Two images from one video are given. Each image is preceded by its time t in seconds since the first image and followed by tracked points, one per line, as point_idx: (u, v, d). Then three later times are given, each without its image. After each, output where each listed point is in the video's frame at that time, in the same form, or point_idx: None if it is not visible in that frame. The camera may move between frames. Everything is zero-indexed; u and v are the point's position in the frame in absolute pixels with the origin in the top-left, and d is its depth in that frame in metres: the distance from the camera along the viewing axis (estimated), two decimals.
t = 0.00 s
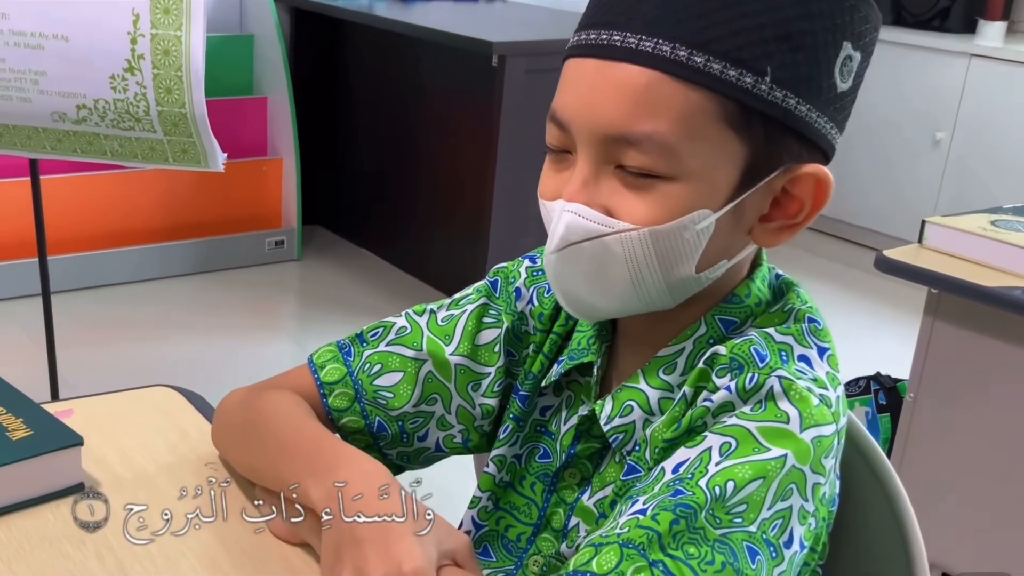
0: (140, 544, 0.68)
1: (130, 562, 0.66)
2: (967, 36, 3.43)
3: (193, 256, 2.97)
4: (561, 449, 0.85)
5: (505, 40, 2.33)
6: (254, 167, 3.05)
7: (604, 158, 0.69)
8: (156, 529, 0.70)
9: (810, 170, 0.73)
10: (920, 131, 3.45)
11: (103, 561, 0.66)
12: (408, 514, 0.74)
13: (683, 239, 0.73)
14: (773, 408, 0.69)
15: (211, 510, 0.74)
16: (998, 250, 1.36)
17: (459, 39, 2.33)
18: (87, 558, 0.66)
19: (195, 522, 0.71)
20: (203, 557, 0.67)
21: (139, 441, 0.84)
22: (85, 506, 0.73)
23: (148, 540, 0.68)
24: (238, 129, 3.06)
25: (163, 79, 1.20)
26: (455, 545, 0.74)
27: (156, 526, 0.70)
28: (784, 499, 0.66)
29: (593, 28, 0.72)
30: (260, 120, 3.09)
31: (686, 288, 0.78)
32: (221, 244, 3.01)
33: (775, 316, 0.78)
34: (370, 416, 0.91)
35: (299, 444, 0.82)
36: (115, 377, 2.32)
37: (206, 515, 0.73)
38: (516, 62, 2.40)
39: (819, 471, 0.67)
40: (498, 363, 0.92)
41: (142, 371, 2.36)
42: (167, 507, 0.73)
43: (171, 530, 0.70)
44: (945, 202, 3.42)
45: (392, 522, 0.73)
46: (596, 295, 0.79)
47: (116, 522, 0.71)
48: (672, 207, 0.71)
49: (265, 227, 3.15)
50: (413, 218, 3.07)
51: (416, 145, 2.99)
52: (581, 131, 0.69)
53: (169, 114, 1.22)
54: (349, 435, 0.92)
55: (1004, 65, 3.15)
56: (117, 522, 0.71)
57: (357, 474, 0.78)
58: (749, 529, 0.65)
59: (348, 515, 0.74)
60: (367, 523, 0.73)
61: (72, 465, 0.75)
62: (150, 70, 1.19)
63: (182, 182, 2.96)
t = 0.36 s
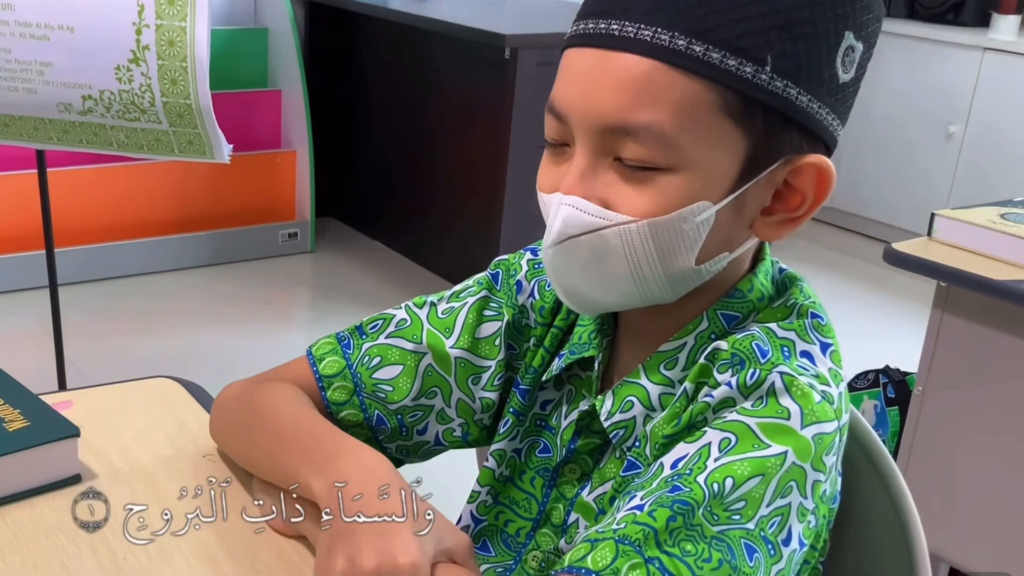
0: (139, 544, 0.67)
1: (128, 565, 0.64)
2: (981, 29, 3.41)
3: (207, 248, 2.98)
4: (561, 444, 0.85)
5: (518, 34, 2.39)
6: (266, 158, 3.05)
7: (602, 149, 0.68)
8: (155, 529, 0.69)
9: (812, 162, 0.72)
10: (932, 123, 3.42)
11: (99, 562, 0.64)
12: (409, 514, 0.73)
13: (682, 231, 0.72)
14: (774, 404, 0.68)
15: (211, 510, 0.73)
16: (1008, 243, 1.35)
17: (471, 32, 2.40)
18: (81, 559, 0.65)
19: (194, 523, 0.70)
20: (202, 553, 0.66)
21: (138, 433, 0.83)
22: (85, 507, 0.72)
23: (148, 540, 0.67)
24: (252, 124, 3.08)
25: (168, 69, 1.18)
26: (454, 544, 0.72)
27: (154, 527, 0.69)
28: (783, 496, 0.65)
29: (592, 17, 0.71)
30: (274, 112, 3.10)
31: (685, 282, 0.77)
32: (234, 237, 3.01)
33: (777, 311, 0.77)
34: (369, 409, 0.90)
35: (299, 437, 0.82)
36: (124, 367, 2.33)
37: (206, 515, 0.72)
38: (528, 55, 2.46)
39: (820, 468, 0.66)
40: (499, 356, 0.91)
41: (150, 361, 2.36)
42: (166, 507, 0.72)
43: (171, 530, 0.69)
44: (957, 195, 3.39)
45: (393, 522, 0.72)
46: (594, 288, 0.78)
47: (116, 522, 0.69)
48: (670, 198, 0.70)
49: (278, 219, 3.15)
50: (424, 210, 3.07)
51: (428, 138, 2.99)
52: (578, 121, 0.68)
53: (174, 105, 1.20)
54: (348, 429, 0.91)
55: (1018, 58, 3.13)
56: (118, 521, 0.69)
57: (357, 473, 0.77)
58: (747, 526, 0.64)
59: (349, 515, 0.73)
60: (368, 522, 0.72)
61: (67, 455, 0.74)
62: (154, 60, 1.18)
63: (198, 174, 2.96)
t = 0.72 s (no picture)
0: (139, 544, 0.66)
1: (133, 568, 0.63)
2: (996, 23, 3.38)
3: (224, 241, 2.99)
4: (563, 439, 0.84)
5: (532, 27, 2.38)
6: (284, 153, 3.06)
7: (603, 142, 0.68)
8: (153, 527, 0.68)
9: (815, 155, 0.72)
10: (947, 118, 3.39)
11: (100, 562, 0.64)
12: (408, 514, 0.73)
13: (682, 224, 0.71)
14: (774, 401, 0.67)
15: (211, 510, 0.72)
16: (1021, 237, 1.33)
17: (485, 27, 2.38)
18: (83, 559, 0.64)
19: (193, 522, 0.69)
20: (201, 550, 0.66)
21: (141, 426, 0.84)
22: (85, 506, 0.71)
23: (148, 541, 0.66)
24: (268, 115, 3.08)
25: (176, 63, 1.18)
26: (450, 540, 0.73)
27: (152, 526, 0.68)
28: (783, 494, 0.65)
29: (594, 10, 0.71)
30: (288, 106, 3.10)
31: (686, 275, 0.77)
32: (249, 231, 3.02)
33: (780, 306, 0.76)
34: (371, 404, 0.90)
35: (300, 433, 0.82)
36: (137, 359, 2.34)
37: (207, 515, 0.71)
38: (542, 49, 2.45)
39: (821, 466, 0.66)
40: (502, 351, 0.91)
41: (165, 352, 2.38)
42: (167, 507, 0.71)
43: (171, 530, 0.68)
44: (971, 190, 3.37)
45: (393, 522, 0.72)
46: (594, 281, 0.78)
47: (116, 522, 0.68)
48: (671, 192, 0.70)
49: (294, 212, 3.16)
50: (438, 204, 3.07)
51: (440, 131, 2.99)
52: (579, 113, 0.68)
53: (182, 98, 1.20)
54: (349, 423, 0.91)
55: None
56: (119, 521, 0.68)
57: (355, 472, 0.77)
58: (745, 524, 0.64)
59: (348, 515, 0.73)
60: (367, 523, 0.72)
61: (68, 448, 0.75)
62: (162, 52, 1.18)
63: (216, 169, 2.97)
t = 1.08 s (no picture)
0: (139, 545, 0.66)
1: (145, 565, 0.64)
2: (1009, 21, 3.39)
3: (241, 237, 3.01)
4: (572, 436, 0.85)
5: (546, 24, 2.39)
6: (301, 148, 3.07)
7: (609, 144, 0.68)
8: (150, 528, 0.68)
9: (823, 154, 0.71)
10: (960, 115, 3.40)
11: (107, 561, 0.64)
12: (408, 514, 0.73)
13: (689, 225, 0.71)
14: (782, 400, 0.67)
15: (212, 510, 0.71)
16: None
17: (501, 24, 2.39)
18: (88, 559, 0.64)
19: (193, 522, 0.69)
20: (208, 546, 0.67)
21: (153, 422, 0.84)
22: (85, 506, 0.71)
23: (148, 541, 0.66)
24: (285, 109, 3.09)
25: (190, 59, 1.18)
26: (455, 535, 0.73)
27: (151, 526, 0.68)
28: (790, 492, 0.65)
29: (598, 13, 0.71)
30: (302, 103, 3.12)
31: (695, 275, 0.77)
32: (265, 226, 3.04)
33: (789, 304, 0.76)
34: (380, 399, 0.91)
35: (310, 427, 0.82)
36: (153, 352, 2.36)
37: (207, 515, 0.70)
38: (557, 46, 2.45)
39: (828, 464, 0.66)
40: (511, 347, 0.91)
41: (184, 346, 2.39)
42: (166, 507, 0.71)
43: (171, 530, 0.68)
44: (984, 186, 3.38)
45: (392, 522, 0.72)
46: (603, 282, 0.78)
47: (116, 522, 0.69)
48: (677, 193, 0.70)
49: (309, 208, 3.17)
50: (451, 200, 3.08)
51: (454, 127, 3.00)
52: (585, 116, 0.68)
53: (197, 95, 1.19)
54: (359, 418, 0.92)
55: None
56: (122, 522, 0.69)
57: (358, 473, 0.77)
58: (752, 523, 0.64)
59: (348, 515, 0.73)
60: (367, 523, 0.72)
61: (80, 442, 0.76)
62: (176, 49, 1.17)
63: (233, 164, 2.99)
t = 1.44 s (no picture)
0: (140, 545, 0.67)
1: (151, 560, 0.65)
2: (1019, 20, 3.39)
3: (252, 233, 3.02)
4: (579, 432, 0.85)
5: (557, 22, 2.40)
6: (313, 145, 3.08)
7: (615, 143, 0.68)
8: (153, 528, 0.69)
9: (829, 152, 0.71)
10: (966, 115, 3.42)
11: (116, 559, 0.65)
12: (407, 514, 0.73)
13: (696, 224, 0.72)
14: (788, 397, 0.67)
15: (212, 510, 0.72)
16: None
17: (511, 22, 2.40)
18: (96, 554, 0.66)
19: (193, 522, 0.70)
20: (213, 544, 0.67)
21: (162, 417, 0.85)
22: (85, 506, 0.71)
23: (147, 541, 0.67)
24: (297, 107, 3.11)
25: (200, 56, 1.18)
26: (457, 529, 0.73)
27: (153, 524, 0.69)
28: (795, 490, 0.65)
29: (605, 11, 0.71)
30: (315, 100, 3.13)
31: (702, 274, 0.77)
32: (277, 222, 3.05)
33: (796, 302, 0.76)
34: (387, 395, 0.91)
35: (318, 422, 0.83)
36: (165, 347, 2.37)
37: (207, 515, 0.71)
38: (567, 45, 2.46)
39: (834, 463, 0.66)
40: (518, 343, 0.91)
41: (196, 341, 2.40)
42: (166, 507, 0.72)
43: (171, 530, 0.69)
44: (993, 184, 3.38)
45: (393, 522, 0.72)
46: (610, 281, 0.78)
47: (116, 522, 0.70)
48: (683, 191, 0.70)
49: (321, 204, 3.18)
50: (462, 197, 3.09)
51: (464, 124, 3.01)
52: (591, 115, 0.69)
53: (207, 91, 1.19)
54: (366, 413, 0.92)
55: None
56: (127, 522, 0.70)
57: (358, 471, 0.77)
58: (756, 520, 0.64)
59: (348, 515, 0.73)
60: (367, 523, 0.72)
61: (88, 437, 0.76)
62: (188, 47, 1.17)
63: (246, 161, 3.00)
